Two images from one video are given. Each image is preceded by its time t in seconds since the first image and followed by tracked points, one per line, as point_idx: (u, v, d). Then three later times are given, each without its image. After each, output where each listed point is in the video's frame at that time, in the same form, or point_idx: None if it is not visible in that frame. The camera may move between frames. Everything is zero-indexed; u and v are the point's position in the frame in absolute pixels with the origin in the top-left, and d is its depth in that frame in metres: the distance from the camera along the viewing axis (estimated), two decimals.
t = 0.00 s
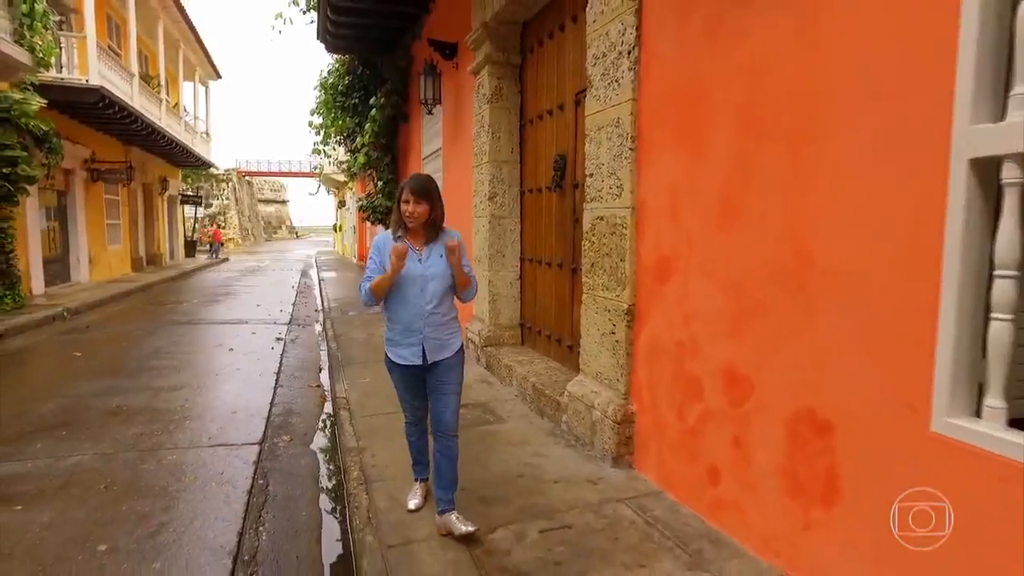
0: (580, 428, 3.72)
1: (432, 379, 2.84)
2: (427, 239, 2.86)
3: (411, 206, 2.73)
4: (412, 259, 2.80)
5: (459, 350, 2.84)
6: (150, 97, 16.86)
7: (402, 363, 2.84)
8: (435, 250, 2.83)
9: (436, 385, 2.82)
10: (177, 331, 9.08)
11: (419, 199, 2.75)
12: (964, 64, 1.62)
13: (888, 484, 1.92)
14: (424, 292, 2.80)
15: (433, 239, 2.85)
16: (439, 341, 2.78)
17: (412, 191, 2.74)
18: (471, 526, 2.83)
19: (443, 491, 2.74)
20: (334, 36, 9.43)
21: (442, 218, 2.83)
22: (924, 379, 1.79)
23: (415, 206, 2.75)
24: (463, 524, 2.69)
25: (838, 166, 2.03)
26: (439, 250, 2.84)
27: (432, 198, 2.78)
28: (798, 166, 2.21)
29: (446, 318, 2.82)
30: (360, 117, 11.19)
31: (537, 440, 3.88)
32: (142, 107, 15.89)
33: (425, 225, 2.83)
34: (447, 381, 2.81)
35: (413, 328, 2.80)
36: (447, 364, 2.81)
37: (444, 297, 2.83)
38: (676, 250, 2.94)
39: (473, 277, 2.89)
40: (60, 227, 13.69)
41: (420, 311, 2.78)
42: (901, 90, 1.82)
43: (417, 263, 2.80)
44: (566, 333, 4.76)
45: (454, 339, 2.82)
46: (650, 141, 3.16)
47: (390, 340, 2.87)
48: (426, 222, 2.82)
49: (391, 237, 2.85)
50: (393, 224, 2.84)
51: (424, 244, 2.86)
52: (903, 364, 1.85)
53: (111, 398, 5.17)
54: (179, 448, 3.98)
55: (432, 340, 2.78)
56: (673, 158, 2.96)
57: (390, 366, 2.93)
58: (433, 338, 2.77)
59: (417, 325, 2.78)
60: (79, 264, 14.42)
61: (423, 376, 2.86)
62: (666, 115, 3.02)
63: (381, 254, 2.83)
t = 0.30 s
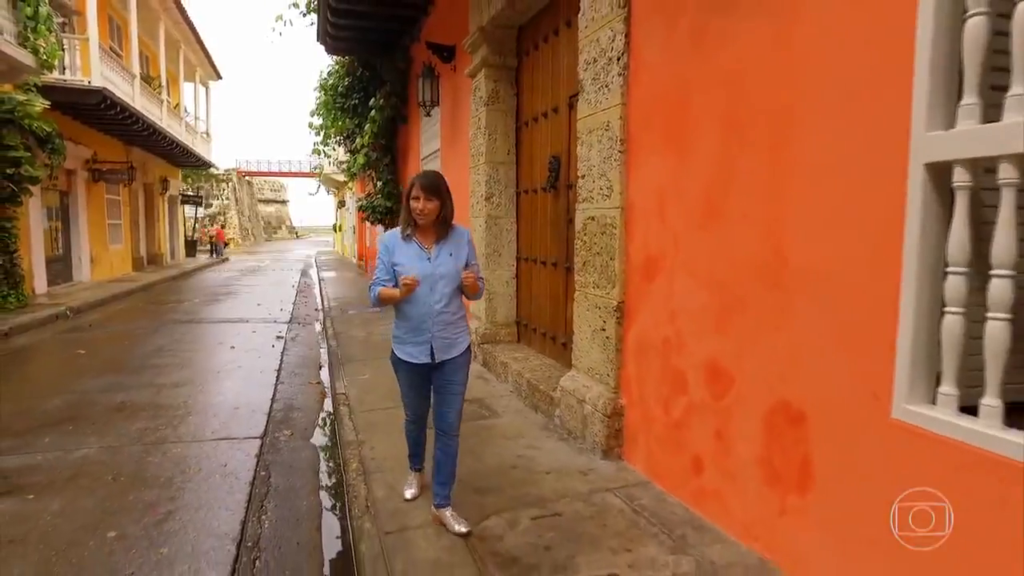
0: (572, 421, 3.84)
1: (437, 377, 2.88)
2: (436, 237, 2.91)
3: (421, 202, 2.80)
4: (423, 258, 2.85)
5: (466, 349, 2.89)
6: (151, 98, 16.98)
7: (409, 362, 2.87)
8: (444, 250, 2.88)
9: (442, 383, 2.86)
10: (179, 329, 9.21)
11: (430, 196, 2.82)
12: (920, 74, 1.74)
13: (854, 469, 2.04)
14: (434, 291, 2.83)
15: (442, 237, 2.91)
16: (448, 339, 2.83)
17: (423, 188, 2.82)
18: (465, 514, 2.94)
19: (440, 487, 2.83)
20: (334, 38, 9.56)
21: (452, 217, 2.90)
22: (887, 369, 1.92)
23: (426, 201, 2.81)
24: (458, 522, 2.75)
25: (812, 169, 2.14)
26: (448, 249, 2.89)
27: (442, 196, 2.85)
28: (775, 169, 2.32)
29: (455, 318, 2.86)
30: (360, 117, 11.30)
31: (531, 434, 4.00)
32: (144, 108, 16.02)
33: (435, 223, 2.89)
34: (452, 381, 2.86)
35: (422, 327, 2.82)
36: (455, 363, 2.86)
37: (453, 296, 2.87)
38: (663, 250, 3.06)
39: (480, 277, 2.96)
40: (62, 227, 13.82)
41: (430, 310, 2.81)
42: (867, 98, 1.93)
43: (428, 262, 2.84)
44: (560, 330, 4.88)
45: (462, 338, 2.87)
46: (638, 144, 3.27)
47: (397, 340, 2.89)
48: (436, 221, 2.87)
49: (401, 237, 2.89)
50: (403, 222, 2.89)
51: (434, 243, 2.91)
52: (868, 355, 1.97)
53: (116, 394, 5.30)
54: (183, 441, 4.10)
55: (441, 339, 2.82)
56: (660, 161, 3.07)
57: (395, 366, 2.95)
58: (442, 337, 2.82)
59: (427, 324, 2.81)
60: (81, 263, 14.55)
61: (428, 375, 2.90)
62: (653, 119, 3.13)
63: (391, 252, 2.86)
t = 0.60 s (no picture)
0: (565, 417, 3.97)
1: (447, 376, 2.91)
2: (447, 236, 2.93)
3: (435, 198, 2.81)
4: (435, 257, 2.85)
5: (475, 349, 2.94)
6: (152, 99, 17.09)
7: (418, 363, 2.85)
8: (455, 250, 2.90)
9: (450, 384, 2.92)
10: (181, 328, 9.33)
11: (443, 193, 2.83)
12: (880, 87, 1.87)
13: (823, 457, 2.16)
14: (446, 290, 2.85)
15: (452, 237, 2.93)
16: (459, 339, 2.87)
17: (437, 185, 2.83)
18: (461, 504, 3.07)
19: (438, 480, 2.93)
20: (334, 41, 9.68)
21: (463, 217, 2.92)
22: (854, 362, 2.04)
23: (440, 198, 2.83)
24: (453, 513, 2.87)
25: (786, 174, 2.27)
26: (458, 249, 2.91)
27: (454, 194, 2.87)
28: (752, 175, 2.44)
29: (465, 318, 2.90)
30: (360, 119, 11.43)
31: (525, 428, 4.13)
32: (145, 109, 16.12)
33: (446, 222, 2.91)
34: (459, 382, 2.92)
35: (434, 326, 2.84)
36: (464, 362, 2.90)
37: (463, 296, 2.90)
38: (651, 250, 3.18)
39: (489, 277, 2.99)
40: (65, 227, 13.95)
41: (442, 309, 2.84)
42: (836, 107, 2.05)
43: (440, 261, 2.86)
44: (555, 329, 5.00)
45: (471, 338, 2.93)
46: (627, 149, 3.40)
47: (407, 340, 2.88)
48: (448, 220, 2.89)
49: (412, 236, 2.89)
50: (415, 220, 2.90)
51: (444, 243, 2.92)
52: (836, 349, 2.10)
53: (121, 391, 5.42)
54: (188, 437, 4.22)
55: (453, 339, 2.86)
56: (647, 165, 3.20)
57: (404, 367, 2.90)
58: (454, 337, 2.85)
59: (439, 324, 2.83)
60: (84, 264, 14.68)
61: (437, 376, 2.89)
62: (641, 125, 3.25)
63: (403, 251, 2.86)
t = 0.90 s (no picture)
0: (559, 411, 4.09)
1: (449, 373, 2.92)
2: (450, 235, 2.95)
3: (439, 195, 2.84)
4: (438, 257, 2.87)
5: (477, 349, 2.95)
6: (154, 100, 17.21)
7: (421, 362, 2.84)
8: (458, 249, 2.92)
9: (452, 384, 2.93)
10: (183, 327, 9.46)
11: (446, 190, 2.86)
12: (849, 97, 1.98)
13: (799, 446, 2.28)
14: (449, 289, 2.86)
15: (455, 235, 2.95)
16: (462, 339, 2.88)
17: (440, 182, 2.86)
18: (457, 493, 3.19)
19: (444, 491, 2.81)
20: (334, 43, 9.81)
21: (466, 216, 2.94)
22: (825, 355, 2.16)
23: (443, 195, 2.85)
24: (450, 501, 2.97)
25: (765, 176, 2.38)
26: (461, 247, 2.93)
27: (456, 191, 2.90)
28: (733, 178, 2.56)
29: (468, 317, 2.91)
30: (360, 120, 11.56)
31: (521, 422, 4.26)
32: (147, 111, 16.24)
33: (449, 221, 2.94)
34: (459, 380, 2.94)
35: (438, 326, 2.84)
36: (467, 362, 2.92)
37: (466, 295, 2.90)
38: (640, 249, 3.30)
39: (492, 277, 3.00)
40: (68, 228, 14.07)
41: (445, 308, 2.84)
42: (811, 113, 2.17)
43: (443, 260, 2.87)
44: (550, 326, 5.12)
45: (474, 338, 2.93)
46: (618, 151, 3.52)
47: (410, 339, 2.87)
48: (450, 219, 2.92)
49: (416, 236, 2.92)
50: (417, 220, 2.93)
51: (448, 242, 2.94)
52: (810, 343, 2.22)
53: (127, 387, 5.55)
54: (193, 430, 4.35)
55: (457, 338, 2.86)
56: (637, 167, 3.32)
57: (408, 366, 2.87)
58: (458, 336, 2.86)
59: (443, 324, 2.84)
60: (87, 263, 14.80)
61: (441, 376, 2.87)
62: (631, 129, 3.38)
63: (406, 252, 2.88)
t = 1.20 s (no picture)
0: (553, 404, 4.22)
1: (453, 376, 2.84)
2: (450, 238, 2.87)
3: (437, 198, 2.79)
4: (440, 260, 2.78)
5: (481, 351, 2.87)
6: (156, 101, 17.35)
7: (428, 366, 2.73)
8: (460, 251, 2.83)
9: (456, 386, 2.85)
10: (186, 325, 9.58)
11: (445, 193, 2.81)
12: (821, 103, 2.11)
13: (777, 433, 2.40)
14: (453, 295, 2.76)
15: (456, 238, 2.87)
16: (467, 343, 2.79)
17: (438, 185, 2.81)
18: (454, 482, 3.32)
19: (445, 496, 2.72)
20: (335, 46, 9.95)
21: (466, 218, 2.87)
22: (801, 346, 2.29)
23: (441, 198, 2.80)
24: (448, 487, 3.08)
25: (746, 177, 2.51)
26: (463, 250, 2.84)
27: (454, 194, 2.85)
28: (717, 178, 2.69)
29: (473, 321, 2.82)
30: (360, 121, 11.69)
31: (517, 415, 4.39)
32: (150, 111, 16.38)
33: (449, 223, 2.86)
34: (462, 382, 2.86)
35: (442, 330, 2.74)
36: (471, 365, 2.83)
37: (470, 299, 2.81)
38: (631, 247, 3.43)
39: (492, 280, 2.93)
40: (71, 227, 14.21)
41: (450, 311, 2.74)
42: (788, 118, 2.29)
43: (445, 264, 2.78)
44: (546, 323, 5.24)
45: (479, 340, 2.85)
46: (610, 153, 3.64)
47: (413, 345, 2.76)
48: (450, 221, 2.84)
49: (416, 241, 2.83)
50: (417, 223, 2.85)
51: (448, 245, 2.86)
52: (787, 335, 2.34)
53: (133, 383, 5.68)
54: (198, 424, 4.47)
55: (462, 342, 2.77)
56: (628, 168, 3.45)
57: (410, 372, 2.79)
58: (463, 340, 2.77)
59: (447, 328, 2.74)
60: (90, 263, 14.94)
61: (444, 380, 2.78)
62: (623, 131, 3.50)
63: (406, 257, 2.79)
